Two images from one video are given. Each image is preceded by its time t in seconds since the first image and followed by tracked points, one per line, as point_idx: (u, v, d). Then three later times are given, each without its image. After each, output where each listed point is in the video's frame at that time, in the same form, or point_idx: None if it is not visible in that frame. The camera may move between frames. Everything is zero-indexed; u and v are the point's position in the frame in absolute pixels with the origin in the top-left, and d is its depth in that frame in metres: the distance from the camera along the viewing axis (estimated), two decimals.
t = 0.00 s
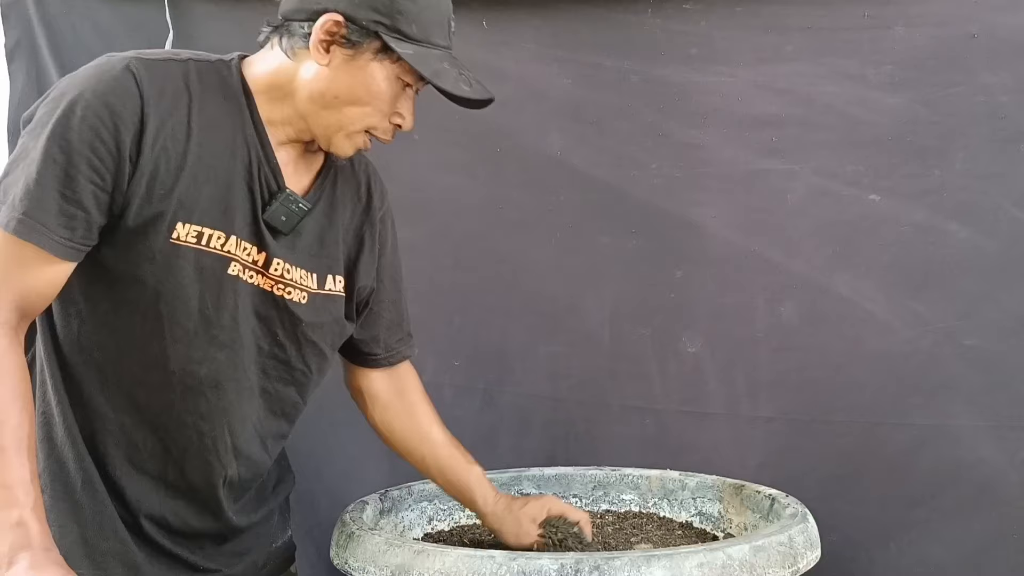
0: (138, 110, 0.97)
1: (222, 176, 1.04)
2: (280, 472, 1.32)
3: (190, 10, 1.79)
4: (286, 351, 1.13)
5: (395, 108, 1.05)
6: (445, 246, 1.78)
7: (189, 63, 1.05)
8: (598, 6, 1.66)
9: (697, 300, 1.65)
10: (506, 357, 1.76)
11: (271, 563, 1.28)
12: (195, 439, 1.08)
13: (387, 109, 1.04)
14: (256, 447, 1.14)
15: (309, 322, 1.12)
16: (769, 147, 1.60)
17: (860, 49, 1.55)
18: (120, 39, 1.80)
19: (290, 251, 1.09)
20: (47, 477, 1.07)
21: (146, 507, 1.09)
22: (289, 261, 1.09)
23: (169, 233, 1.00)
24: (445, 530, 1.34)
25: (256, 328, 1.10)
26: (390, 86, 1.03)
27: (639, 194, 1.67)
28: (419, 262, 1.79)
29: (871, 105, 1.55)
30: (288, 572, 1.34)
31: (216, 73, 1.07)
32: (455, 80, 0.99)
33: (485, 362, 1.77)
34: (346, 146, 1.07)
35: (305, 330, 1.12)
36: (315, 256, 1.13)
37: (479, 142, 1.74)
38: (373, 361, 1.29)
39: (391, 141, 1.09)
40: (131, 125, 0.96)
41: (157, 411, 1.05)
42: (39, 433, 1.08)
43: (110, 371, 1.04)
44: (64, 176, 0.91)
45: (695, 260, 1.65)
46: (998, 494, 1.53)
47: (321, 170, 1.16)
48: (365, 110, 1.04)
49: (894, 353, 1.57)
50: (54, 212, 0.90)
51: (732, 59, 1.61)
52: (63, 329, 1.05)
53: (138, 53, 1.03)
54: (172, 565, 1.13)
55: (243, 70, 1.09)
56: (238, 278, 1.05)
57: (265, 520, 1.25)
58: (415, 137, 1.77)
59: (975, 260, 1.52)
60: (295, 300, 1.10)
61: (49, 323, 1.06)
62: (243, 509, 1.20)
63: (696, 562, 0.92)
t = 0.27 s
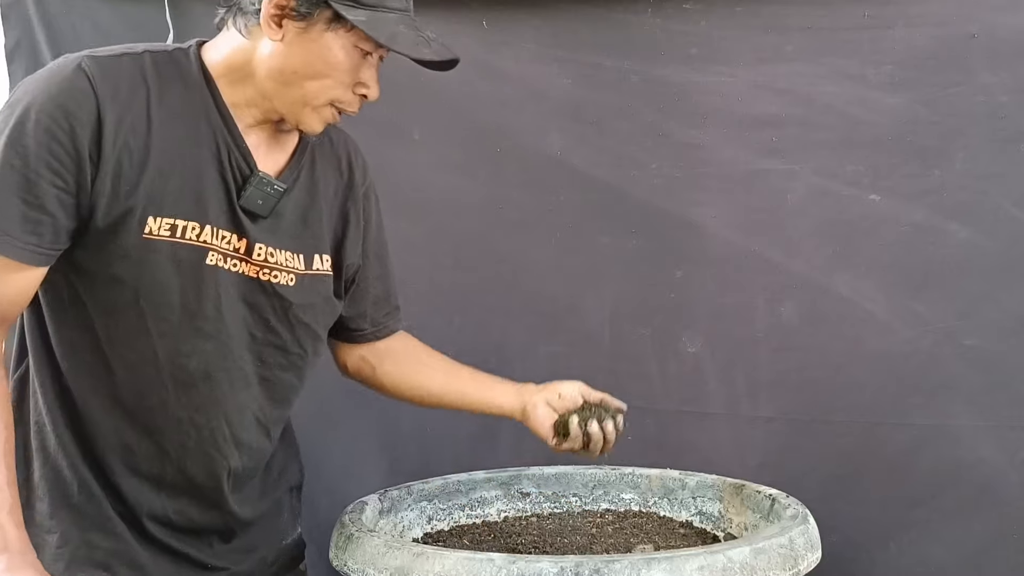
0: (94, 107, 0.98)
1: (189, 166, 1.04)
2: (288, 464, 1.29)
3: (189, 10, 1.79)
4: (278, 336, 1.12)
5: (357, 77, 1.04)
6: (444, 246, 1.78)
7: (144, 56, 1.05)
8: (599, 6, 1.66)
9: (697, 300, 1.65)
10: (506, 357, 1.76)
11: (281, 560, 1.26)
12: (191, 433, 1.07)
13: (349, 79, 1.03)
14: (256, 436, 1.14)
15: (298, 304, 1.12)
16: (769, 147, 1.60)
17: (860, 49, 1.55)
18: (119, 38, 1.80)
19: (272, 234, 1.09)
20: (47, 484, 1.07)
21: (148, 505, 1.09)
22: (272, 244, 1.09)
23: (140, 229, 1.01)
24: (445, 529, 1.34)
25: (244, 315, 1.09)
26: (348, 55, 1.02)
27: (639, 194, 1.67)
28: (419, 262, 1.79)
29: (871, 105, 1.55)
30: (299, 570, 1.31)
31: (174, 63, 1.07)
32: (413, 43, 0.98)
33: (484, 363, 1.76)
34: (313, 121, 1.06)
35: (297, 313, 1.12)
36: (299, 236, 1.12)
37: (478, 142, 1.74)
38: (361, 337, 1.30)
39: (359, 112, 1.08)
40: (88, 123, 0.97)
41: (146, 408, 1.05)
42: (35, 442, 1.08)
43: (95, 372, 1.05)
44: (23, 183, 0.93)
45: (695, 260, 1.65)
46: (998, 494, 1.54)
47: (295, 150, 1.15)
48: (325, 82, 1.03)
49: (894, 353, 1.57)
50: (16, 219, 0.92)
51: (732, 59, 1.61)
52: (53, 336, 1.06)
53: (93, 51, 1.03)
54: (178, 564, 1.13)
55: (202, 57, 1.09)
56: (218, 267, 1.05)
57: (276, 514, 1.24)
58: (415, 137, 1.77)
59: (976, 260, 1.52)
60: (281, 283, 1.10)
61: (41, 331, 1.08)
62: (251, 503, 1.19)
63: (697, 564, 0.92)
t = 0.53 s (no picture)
0: (73, 112, 0.97)
1: (176, 165, 1.04)
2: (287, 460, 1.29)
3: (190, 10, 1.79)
4: (277, 330, 1.13)
5: (340, 59, 1.02)
6: (444, 245, 1.78)
7: (122, 56, 1.04)
8: (599, 6, 1.66)
9: (697, 299, 1.65)
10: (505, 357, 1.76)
11: (287, 555, 1.26)
12: (191, 433, 1.07)
13: (331, 62, 1.02)
14: (260, 431, 1.14)
15: (294, 295, 1.12)
16: (769, 147, 1.60)
17: (860, 49, 1.55)
18: (120, 39, 1.80)
19: (264, 227, 1.09)
20: (51, 490, 1.07)
21: (152, 507, 1.09)
22: (263, 237, 1.09)
23: (129, 230, 1.01)
24: (444, 529, 1.34)
25: (240, 311, 1.10)
26: (326, 37, 1.00)
27: (639, 194, 1.67)
28: (418, 262, 1.79)
29: (871, 106, 1.55)
30: (301, 569, 1.31)
31: (153, 61, 1.06)
32: (391, 18, 0.98)
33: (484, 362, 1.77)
34: (301, 108, 1.04)
35: (294, 305, 1.13)
36: (291, 227, 1.13)
37: (478, 142, 1.74)
38: (356, 324, 1.29)
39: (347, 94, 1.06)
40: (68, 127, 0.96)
41: (144, 410, 1.05)
42: (38, 447, 1.08)
43: (94, 375, 1.05)
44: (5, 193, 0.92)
45: (694, 260, 1.65)
46: (998, 495, 1.53)
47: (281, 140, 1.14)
48: (307, 68, 1.01)
49: (894, 353, 1.57)
50: None
51: (732, 59, 1.61)
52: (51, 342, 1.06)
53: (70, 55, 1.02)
54: (184, 565, 1.13)
55: (179, 52, 1.07)
56: (209, 264, 1.05)
57: (281, 511, 1.25)
58: (415, 137, 1.78)
59: (976, 260, 1.52)
60: (276, 276, 1.10)
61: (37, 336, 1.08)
62: (256, 500, 1.19)
63: (695, 563, 0.92)
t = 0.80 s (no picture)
0: (57, 114, 0.97)
1: (163, 165, 1.03)
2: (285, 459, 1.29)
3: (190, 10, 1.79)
4: (269, 329, 1.12)
5: (328, 52, 1.02)
6: (444, 245, 1.78)
7: (108, 57, 1.04)
8: (599, 6, 1.66)
9: (697, 299, 1.65)
10: (505, 357, 1.76)
11: (286, 554, 1.26)
12: (184, 433, 1.07)
13: (320, 55, 1.02)
14: (254, 429, 1.13)
15: (286, 294, 1.12)
16: (769, 147, 1.60)
17: (860, 49, 1.55)
18: (119, 38, 1.80)
19: (254, 226, 1.09)
20: (47, 492, 1.07)
21: (148, 508, 1.08)
22: (254, 236, 1.08)
23: (117, 231, 1.00)
24: (445, 529, 1.34)
25: (232, 311, 1.09)
26: (313, 31, 1.00)
27: (638, 194, 1.67)
28: (417, 262, 1.79)
29: (871, 106, 1.55)
30: (300, 569, 1.31)
31: (139, 61, 1.05)
32: (375, 9, 0.99)
33: (484, 362, 1.76)
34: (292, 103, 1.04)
35: (285, 303, 1.12)
36: (284, 225, 1.12)
37: (477, 142, 1.74)
38: (358, 320, 1.29)
39: (337, 88, 1.06)
40: (52, 129, 0.96)
41: (136, 411, 1.05)
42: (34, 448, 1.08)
43: (87, 376, 1.05)
44: None
45: (694, 260, 1.65)
46: (999, 494, 1.53)
47: (273, 136, 1.13)
48: (295, 63, 1.01)
49: (894, 353, 1.57)
50: None
51: (732, 59, 1.61)
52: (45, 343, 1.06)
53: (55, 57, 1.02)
54: (181, 565, 1.13)
55: (166, 51, 1.07)
56: (199, 265, 1.05)
57: (278, 510, 1.24)
58: (414, 137, 1.77)
59: (976, 260, 1.52)
60: (267, 275, 1.09)
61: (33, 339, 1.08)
62: (252, 500, 1.19)
63: (697, 563, 0.92)
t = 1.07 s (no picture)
0: (49, 117, 0.97)
1: (157, 166, 1.03)
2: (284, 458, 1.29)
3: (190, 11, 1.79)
4: (266, 329, 1.12)
5: (320, 48, 1.02)
6: (444, 245, 1.78)
7: (101, 58, 1.04)
8: (599, 6, 1.66)
9: (697, 300, 1.65)
10: (505, 357, 1.76)
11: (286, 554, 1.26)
12: (182, 433, 1.07)
13: (311, 51, 1.01)
14: (252, 429, 1.13)
15: (282, 293, 1.12)
16: (769, 147, 1.60)
17: (860, 50, 1.55)
18: (119, 38, 1.80)
19: (250, 226, 1.09)
20: (46, 492, 1.07)
21: (147, 508, 1.09)
22: (249, 236, 1.08)
23: (111, 232, 1.00)
24: (444, 529, 1.34)
25: (229, 311, 1.09)
26: (303, 28, 0.99)
27: (638, 194, 1.67)
28: (417, 262, 1.79)
29: (871, 106, 1.55)
30: (301, 569, 1.31)
31: (133, 62, 1.05)
32: (365, 3, 0.98)
33: (484, 362, 1.77)
34: (285, 100, 1.04)
35: (282, 302, 1.12)
36: (280, 224, 1.12)
37: (477, 143, 1.74)
38: (358, 318, 1.29)
39: (330, 84, 1.06)
40: (45, 131, 0.96)
41: (134, 411, 1.05)
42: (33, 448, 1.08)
43: (85, 377, 1.05)
44: None
45: (694, 260, 1.65)
46: (999, 495, 1.53)
47: (269, 135, 1.13)
48: (287, 60, 1.01)
49: (894, 353, 1.57)
50: None
51: (732, 59, 1.61)
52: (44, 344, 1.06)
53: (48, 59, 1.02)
54: (181, 565, 1.13)
55: (159, 51, 1.07)
56: (194, 265, 1.05)
57: (278, 509, 1.24)
58: (414, 137, 1.77)
59: (976, 260, 1.52)
60: (263, 275, 1.09)
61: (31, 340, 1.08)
62: (251, 499, 1.19)
63: (696, 563, 0.92)
